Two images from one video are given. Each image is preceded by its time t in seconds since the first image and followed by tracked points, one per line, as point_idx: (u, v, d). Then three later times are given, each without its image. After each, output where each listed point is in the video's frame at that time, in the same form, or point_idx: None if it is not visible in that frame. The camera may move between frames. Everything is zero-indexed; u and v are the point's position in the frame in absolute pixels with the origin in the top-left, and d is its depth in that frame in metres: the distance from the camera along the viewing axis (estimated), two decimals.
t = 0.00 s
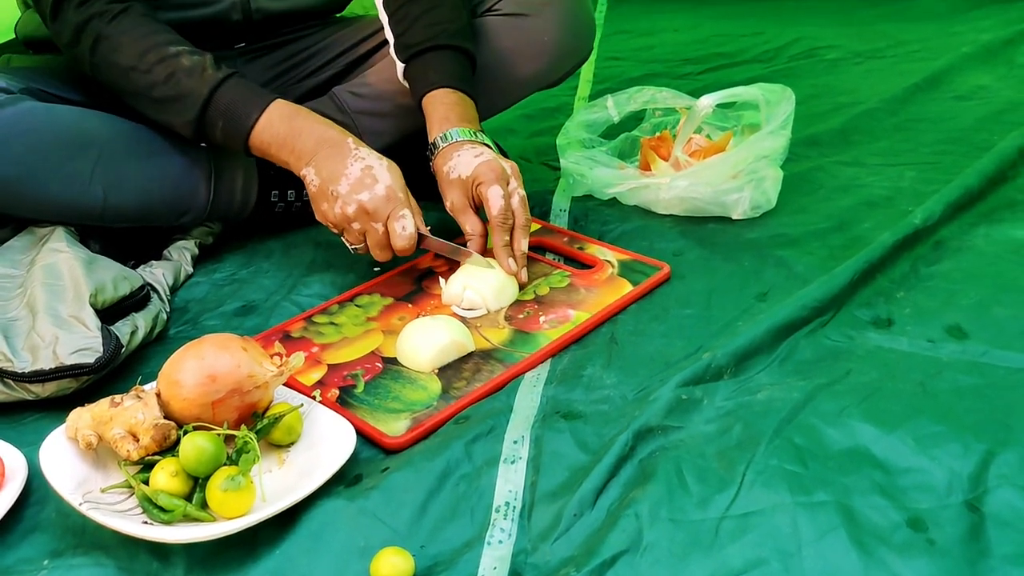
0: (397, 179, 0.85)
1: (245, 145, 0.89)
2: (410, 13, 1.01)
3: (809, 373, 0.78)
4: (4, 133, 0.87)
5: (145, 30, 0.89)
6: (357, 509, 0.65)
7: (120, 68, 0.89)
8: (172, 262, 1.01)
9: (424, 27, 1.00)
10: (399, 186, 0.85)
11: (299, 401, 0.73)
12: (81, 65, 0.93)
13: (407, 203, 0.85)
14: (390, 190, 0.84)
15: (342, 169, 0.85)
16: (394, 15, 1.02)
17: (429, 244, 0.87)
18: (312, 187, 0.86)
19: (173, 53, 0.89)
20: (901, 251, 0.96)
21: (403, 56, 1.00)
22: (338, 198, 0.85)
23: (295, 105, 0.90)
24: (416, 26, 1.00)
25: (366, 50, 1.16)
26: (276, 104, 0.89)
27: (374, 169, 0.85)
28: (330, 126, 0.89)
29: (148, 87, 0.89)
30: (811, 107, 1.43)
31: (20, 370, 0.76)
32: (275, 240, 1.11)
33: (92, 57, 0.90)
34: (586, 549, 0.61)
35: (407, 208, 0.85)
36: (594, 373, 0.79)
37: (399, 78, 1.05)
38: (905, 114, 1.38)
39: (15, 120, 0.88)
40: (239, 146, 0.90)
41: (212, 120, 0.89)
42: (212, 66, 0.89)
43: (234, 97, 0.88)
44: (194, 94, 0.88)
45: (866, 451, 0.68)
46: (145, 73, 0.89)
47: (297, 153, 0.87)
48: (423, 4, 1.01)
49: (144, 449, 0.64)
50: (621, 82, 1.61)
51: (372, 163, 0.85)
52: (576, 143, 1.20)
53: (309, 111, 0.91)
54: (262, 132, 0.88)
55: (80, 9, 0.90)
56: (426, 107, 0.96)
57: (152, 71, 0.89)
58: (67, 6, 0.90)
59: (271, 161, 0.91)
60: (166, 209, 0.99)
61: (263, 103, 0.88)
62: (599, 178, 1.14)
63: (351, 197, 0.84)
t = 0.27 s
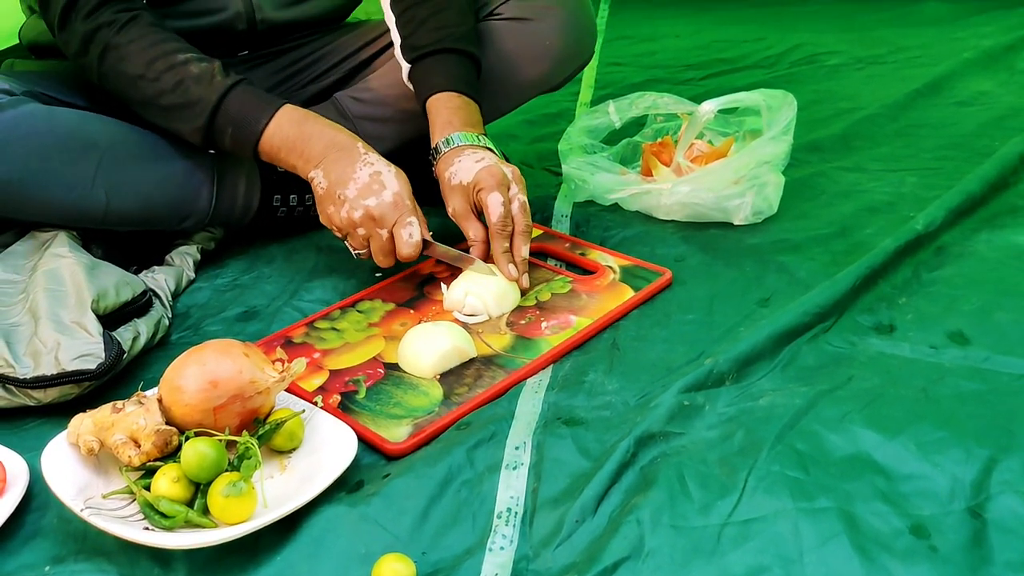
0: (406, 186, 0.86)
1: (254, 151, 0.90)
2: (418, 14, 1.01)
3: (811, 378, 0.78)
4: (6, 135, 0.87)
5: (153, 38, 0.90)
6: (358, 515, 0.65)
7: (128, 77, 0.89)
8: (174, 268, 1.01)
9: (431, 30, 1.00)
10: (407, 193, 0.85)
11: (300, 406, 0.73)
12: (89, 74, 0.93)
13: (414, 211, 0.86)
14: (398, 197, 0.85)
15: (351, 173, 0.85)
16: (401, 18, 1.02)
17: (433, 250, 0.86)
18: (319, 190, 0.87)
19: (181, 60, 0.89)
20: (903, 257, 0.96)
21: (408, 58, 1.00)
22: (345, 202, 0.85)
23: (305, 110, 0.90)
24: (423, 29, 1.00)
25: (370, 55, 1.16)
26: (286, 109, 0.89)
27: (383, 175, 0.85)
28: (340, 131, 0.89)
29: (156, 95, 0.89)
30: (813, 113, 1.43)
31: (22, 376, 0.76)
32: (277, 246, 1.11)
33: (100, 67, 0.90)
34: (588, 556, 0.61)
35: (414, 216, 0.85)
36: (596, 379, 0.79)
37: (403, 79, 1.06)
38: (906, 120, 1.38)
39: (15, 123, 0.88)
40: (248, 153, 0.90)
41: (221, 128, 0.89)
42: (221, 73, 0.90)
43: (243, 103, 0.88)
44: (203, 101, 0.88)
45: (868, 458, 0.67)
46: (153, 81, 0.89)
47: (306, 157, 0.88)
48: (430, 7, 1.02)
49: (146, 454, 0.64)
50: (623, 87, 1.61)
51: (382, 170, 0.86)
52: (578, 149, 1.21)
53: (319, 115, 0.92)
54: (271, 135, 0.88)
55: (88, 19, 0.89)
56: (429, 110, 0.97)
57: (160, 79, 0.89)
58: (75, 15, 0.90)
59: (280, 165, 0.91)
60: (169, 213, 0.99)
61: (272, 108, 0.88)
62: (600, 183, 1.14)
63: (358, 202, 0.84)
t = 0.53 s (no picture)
0: (428, 200, 0.86)
1: (275, 160, 0.90)
2: (422, 18, 1.01)
3: (812, 382, 0.78)
4: (9, 138, 0.88)
5: (173, 44, 0.89)
6: (359, 519, 0.65)
7: (146, 83, 0.89)
8: (176, 272, 1.01)
9: (435, 34, 1.00)
10: (429, 207, 0.86)
11: (302, 410, 0.73)
12: (107, 80, 0.93)
13: (436, 224, 0.86)
14: (420, 212, 0.85)
15: (372, 187, 0.85)
16: (405, 21, 1.02)
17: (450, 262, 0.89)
18: (341, 204, 0.87)
19: (202, 67, 0.89)
20: (904, 260, 0.96)
21: (410, 61, 1.00)
22: (367, 217, 0.85)
23: (325, 119, 0.90)
24: (426, 33, 1.00)
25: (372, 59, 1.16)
26: (306, 119, 0.89)
27: (404, 189, 0.85)
28: (361, 140, 0.89)
29: (176, 102, 0.89)
30: (814, 117, 1.44)
31: (24, 380, 0.76)
32: (278, 250, 1.11)
33: (120, 74, 0.90)
34: (589, 560, 0.61)
35: (436, 230, 0.86)
36: (597, 382, 0.79)
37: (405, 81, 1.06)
38: (907, 124, 1.38)
39: (18, 126, 0.89)
40: (268, 162, 0.90)
41: (241, 136, 0.89)
42: (241, 80, 0.90)
43: (265, 112, 0.88)
44: (224, 109, 0.88)
45: (870, 462, 0.67)
46: (173, 88, 0.89)
47: (327, 169, 0.88)
48: (434, 10, 1.01)
49: (147, 458, 0.64)
50: (624, 91, 1.61)
51: (403, 183, 0.86)
52: (580, 152, 1.21)
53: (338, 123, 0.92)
54: (292, 147, 0.88)
55: (107, 24, 0.89)
56: (431, 114, 0.97)
57: (180, 87, 0.88)
58: (93, 21, 0.89)
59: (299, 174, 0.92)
60: (172, 217, 0.99)
61: (293, 118, 0.88)
62: (602, 187, 1.14)
63: (380, 217, 0.85)
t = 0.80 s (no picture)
0: (443, 213, 0.86)
1: (288, 166, 0.90)
2: (422, 21, 1.01)
3: (814, 386, 0.78)
4: (11, 139, 0.88)
5: (187, 47, 0.89)
6: (360, 522, 0.65)
7: (160, 85, 0.89)
8: (177, 274, 1.01)
9: (435, 37, 1.00)
10: (444, 220, 0.86)
11: (303, 413, 0.73)
12: (119, 81, 0.93)
13: (450, 238, 0.87)
14: (434, 225, 0.85)
15: (388, 198, 0.86)
16: (405, 25, 1.02)
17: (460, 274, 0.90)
18: (355, 212, 0.87)
19: (217, 70, 0.88)
20: (906, 263, 0.96)
21: (411, 65, 1.00)
22: (381, 227, 0.86)
23: (342, 126, 0.90)
24: (426, 36, 1.00)
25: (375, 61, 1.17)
26: (323, 125, 0.89)
27: (419, 201, 0.86)
28: (376, 148, 0.89)
29: (190, 105, 0.88)
30: (815, 120, 1.44)
31: (26, 383, 0.76)
32: (280, 252, 1.11)
33: (133, 76, 0.90)
34: (591, 563, 0.61)
35: (450, 244, 0.87)
36: (599, 385, 0.79)
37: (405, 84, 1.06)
38: (908, 126, 1.38)
39: (21, 129, 0.89)
40: (282, 168, 0.90)
41: (256, 142, 0.89)
42: (257, 84, 0.90)
43: (281, 118, 0.88)
44: (239, 113, 0.88)
45: (872, 465, 0.67)
46: (187, 91, 0.88)
47: (342, 177, 0.88)
48: (434, 13, 1.02)
49: (149, 461, 0.64)
50: (625, 94, 1.61)
51: (418, 195, 0.86)
52: (581, 155, 1.21)
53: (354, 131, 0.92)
54: (307, 154, 0.88)
55: (121, 25, 0.88)
56: (431, 118, 0.97)
57: (195, 90, 0.88)
58: (107, 21, 0.89)
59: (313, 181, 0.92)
60: (173, 218, 0.99)
61: (309, 125, 0.88)
62: (603, 190, 1.14)
63: (394, 229, 0.85)
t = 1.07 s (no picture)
0: (440, 223, 0.88)
1: (288, 167, 0.90)
2: (419, 22, 1.01)
3: (814, 388, 0.78)
4: (12, 140, 0.88)
5: (192, 41, 0.88)
6: (360, 524, 0.65)
7: (165, 79, 0.88)
8: (178, 277, 1.01)
9: (433, 38, 1.00)
10: (440, 230, 0.88)
11: (303, 415, 0.73)
12: (122, 74, 0.92)
13: (445, 248, 0.88)
14: (432, 235, 0.87)
15: (387, 206, 0.87)
16: (402, 26, 1.02)
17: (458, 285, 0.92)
18: (352, 217, 0.88)
19: (221, 66, 0.88)
20: (906, 265, 0.96)
21: (410, 67, 1.01)
22: (379, 233, 0.86)
23: (343, 131, 0.90)
24: (425, 37, 1.00)
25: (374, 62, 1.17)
26: (325, 128, 0.89)
27: (418, 210, 0.87)
28: (375, 155, 0.90)
29: (193, 101, 0.88)
30: (815, 123, 1.44)
31: (26, 385, 0.76)
32: (280, 255, 1.11)
33: (137, 68, 0.89)
34: (591, 565, 0.61)
35: (445, 254, 0.88)
36: (599, 388, 0.79)
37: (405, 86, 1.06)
38: (909, 129, 1.38)
39: (22, 129, 0.89)
40: (281, 168, 0.90)
41: (257, 139, 0.89)
42: (261, 83, 0.90)
43: (284, 115, 0.88)
44: (242, 109, 0.88)
45: (872, 467, 0.67)
46: (192, 85, 0.88)
47: (342, 180, 0.89)
48: (432, 15, 1.02)
49: (149, 463, 0.63)
50: (625, 97, 1.61)
51: (417, 204, 0.87)
52: (581, 157, 1.21)
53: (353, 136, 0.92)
54: (308, 156, 0.88)
55: (125, 15, 0.88)
56: (432, 119, 0.97)
57: (199, 84, 0.88)
58: (110, 13, 0.88)
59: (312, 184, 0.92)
60: (174, 219, 0.99)
61: (311, 125, 0.89)
62: (603, 192, 1.14)
63: (393, 236, 0.86)
